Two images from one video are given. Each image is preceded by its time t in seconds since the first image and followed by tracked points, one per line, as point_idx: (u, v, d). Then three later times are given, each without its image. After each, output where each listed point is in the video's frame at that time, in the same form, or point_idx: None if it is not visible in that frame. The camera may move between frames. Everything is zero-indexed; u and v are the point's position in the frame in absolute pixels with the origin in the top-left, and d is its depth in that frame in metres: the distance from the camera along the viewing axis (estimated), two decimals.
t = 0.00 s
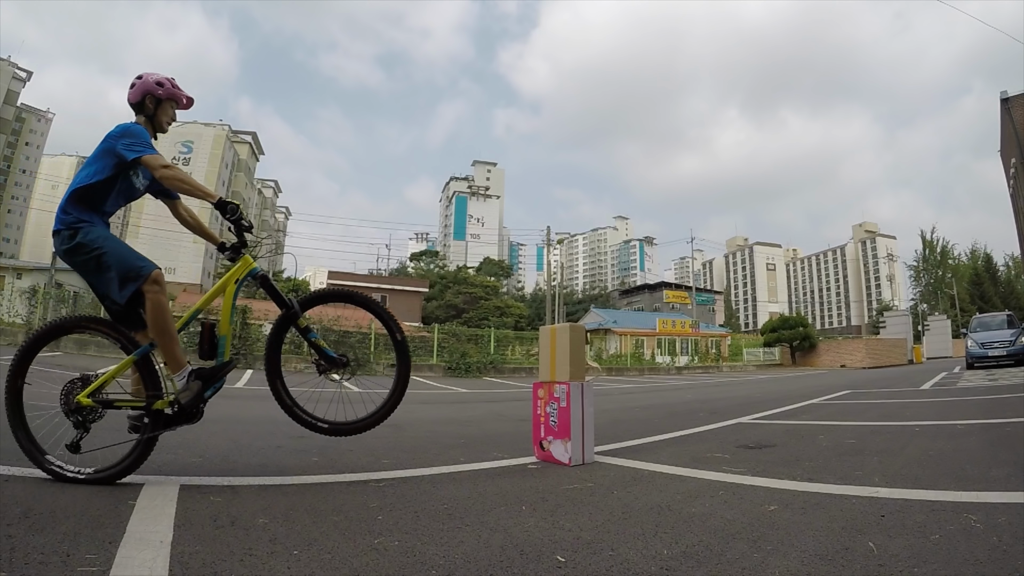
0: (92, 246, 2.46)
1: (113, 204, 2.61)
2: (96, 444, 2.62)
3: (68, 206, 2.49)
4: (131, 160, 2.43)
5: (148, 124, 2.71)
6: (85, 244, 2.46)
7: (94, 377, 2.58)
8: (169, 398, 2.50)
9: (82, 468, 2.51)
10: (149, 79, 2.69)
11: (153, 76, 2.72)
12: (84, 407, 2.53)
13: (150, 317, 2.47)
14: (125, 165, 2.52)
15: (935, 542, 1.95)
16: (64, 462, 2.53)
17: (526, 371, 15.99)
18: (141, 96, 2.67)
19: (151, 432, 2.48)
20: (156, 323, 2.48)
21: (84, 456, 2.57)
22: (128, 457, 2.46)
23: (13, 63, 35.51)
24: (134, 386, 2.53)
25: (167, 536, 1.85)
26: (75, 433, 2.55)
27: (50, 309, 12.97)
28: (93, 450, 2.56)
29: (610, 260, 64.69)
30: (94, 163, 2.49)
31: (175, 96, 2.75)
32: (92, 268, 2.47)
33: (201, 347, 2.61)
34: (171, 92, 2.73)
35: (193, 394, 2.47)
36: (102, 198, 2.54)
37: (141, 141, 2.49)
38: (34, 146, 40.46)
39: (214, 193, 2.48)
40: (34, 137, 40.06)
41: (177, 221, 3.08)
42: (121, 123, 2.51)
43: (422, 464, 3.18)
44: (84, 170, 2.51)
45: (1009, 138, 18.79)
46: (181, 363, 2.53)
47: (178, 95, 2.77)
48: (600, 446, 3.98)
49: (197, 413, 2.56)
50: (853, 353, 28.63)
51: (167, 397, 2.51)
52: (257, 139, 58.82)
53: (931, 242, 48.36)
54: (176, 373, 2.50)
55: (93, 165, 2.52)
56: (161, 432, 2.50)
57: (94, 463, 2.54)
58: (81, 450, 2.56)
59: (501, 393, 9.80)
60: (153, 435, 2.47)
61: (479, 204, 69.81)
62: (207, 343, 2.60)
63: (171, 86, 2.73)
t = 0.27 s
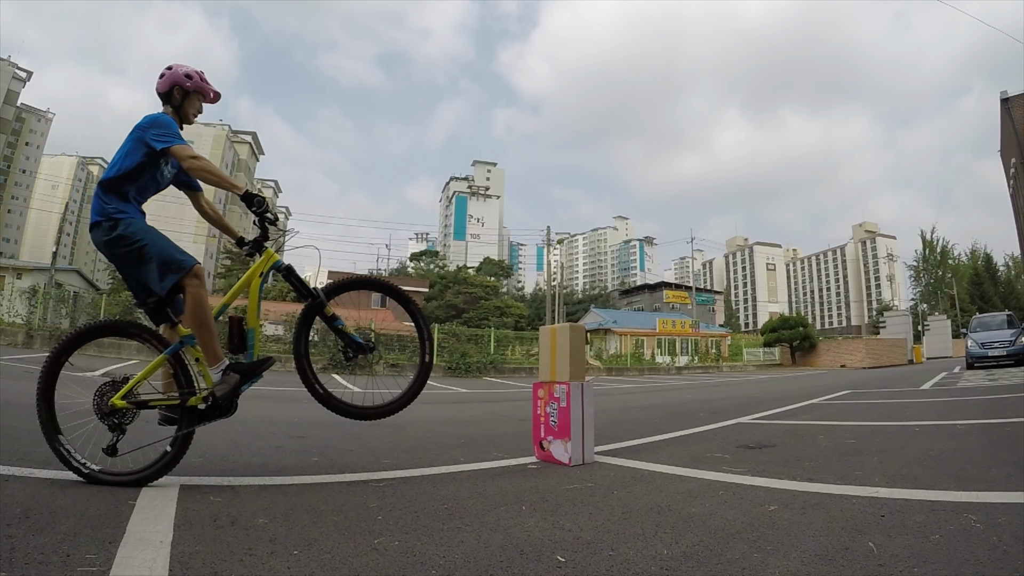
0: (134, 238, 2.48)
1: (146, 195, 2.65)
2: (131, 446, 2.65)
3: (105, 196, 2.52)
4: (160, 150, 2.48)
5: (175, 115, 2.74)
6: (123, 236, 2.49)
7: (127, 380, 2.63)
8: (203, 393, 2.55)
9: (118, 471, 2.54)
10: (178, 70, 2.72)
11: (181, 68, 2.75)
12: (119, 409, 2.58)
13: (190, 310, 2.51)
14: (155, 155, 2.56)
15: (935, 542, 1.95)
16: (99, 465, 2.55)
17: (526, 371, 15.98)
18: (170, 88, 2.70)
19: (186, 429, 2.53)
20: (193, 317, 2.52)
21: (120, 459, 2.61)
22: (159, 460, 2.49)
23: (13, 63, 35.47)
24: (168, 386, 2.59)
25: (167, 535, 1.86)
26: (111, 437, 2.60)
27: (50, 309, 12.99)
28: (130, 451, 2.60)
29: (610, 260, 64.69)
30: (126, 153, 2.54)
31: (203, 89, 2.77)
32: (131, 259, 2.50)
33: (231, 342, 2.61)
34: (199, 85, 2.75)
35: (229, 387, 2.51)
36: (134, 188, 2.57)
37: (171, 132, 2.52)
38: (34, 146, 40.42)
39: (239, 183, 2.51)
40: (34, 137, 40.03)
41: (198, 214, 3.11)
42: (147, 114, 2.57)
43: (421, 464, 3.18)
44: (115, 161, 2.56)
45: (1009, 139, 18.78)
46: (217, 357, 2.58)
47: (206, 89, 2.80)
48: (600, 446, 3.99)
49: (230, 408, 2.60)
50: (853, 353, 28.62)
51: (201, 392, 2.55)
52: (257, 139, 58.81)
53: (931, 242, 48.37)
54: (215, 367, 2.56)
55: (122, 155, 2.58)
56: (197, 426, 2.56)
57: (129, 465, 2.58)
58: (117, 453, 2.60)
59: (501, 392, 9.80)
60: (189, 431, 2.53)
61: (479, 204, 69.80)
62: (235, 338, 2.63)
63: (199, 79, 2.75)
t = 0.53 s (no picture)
0: (187, 226, 2.53)
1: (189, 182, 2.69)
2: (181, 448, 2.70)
3: (154, 181, 2.58)
4: (199, 136, 2.55)
5: (214, 104, 2.80)
6: (171, 222, 2.53)
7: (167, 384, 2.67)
8: (247, 387, 2.64)
9: (167, 471, 2.57)
10: (219, 62, 2.78)
11: (222, 58, 2.81)
12: (164, 411, 2.61)
13: (236, 302, 2.54)
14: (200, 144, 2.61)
15: (934, 542, 1.95)
16: (149, 467, 2.59)
17: (526, 371, 15.97)
18: (211, 77, 2.77)
19: (234, 424, 2.61)
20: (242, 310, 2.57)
21: (171, 460, 2.64)
22: (209, 457, 2.54)
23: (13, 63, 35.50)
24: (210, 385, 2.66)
25: (167, 535, 1.86)
26: (159, 440, 2.63)
27: (50, 309, 12.97)
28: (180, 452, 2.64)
29: (610, 260, 64.69)
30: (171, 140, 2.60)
31: (242, 80, 2.83)
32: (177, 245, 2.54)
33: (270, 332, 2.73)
34: (239, 76, 2.81)
35: (277, 375, 2.60)
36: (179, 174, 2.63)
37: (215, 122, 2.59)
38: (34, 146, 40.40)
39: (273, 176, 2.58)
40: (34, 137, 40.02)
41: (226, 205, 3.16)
42: (187, 102, 2.63)
43: (422, 464, 3.18)
44: (158, 146, 2.62)
45: (1009, 138, 18.78)
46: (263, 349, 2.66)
47: (246, 81, 2.85)
48: (600, 446, 3.98)
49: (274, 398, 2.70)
50: (853, 353, 28.63)
51: (244, 386, 2.64)
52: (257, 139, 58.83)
53: (931, 242, 48.41)
54: (262, 356, 2.61)
55: (165, 141, 2.65)
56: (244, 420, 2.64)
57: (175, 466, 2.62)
58: (167, 454, 2.63)
59: (501, 392, 9.79)
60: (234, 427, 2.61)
61: (479, 204, 69.78)
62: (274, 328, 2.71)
63: (239, 72, 2.81)
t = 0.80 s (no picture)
0: (225, 214, 2.58)
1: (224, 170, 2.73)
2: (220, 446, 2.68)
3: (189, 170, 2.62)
4: (230, 127, 2.59)
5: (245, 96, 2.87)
6: (206, 210, 2.58)
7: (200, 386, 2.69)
8: (279, 380, 2.70)
9: (208, 471, 2.59)
10: (252, 55, 2.84)
11: (255, 52, 2.88)
12: (200, 412, 2.63)
13: (270, 294, 2.61)
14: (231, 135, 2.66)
15: (935, 543, 1.94)
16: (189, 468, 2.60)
17: (526, 371, 15.97)
18: (242, 70, 2.83)
19: (270, 414, 2.72)
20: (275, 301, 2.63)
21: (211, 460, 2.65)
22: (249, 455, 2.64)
23: (13, 63, 35.49)
24: (242, 382, 2.71)
25: (167, 535, 1.85)
26: (197, 441, 2.64)
27: (50, 310, 12.95)
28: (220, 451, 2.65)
29: (610, 260, 64.68)
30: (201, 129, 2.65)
31: (273, 74, 2.89)
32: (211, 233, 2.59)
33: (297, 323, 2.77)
34: (271, 70, 2.88)
35: (312, 365, 2.67)
36: (211, 165, 2.67)
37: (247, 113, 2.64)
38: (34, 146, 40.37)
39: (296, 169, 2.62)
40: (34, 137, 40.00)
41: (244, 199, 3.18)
42: (218, 93, 2.69)
43: (422, 464, 3.18)
44: (192, 137, 2.68)
45: (1009, 138, 18.79)
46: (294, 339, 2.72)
47: (276, 76, 2.92)
48: (600, 446, 3.98)
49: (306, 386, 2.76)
50: (853, 353, 28.64)
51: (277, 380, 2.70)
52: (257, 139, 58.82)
53: (931, 242, 48.44)
54: (297, 347, 2.66)
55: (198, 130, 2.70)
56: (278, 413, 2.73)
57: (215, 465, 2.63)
58: (207, 455, 2.64)
59: (501, 392, 9.79)
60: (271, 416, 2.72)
61: (479, 204, 69.78)
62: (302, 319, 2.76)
63: (270, 66, 2.88)
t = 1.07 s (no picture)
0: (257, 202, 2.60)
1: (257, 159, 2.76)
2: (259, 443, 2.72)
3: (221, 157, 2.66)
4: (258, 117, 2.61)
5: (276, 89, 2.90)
6: (241, 199, 2.61)
7: (231, 388, 2.69)
8: (308, 372, 2.77)
9: (245, 473, 2.63)
10: (286, 49, 2.88)
11: (288, 47, 2.91)
12: (234, 413, 2.65)
13: (300, 285, 2.65)
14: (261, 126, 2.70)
15: (935, 542, 1.95)
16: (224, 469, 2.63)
17: (526, 371, 15.98)
18: (275, 63, 2.86)
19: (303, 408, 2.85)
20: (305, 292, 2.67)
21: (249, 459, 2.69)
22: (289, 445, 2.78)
23: (13, 63, 35.45)
24: (272, 378, 2.76)
25: (167, 535, 1.85)
26: (235, 442, 2.66)
27: (50, 310, 12.92)
28: (259, 449, 2.69)
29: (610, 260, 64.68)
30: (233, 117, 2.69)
31: (304, 70, 2.93)
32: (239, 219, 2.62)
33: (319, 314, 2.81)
34: (303, 66, 2.92)
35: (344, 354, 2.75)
36: (245, 153, 2.71)
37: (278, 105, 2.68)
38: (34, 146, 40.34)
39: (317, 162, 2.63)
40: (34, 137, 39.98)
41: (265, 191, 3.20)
42: (248, 84, 2.73)
43: (423, 464, 3.18)
44: (224, 125, 2.72)
45: (1009, 138, 18.78)
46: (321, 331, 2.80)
47: (307, 71, 2.95)
48: (600, 446, 3.98)
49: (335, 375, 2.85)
50: (853, 353, 28.64)
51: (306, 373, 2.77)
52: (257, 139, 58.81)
53: (931, 242, 48.46)
54: (330, 336, 2.73)
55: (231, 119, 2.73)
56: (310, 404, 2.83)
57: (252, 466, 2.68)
58: (245, 454, 2.67)
59: (501, 392, 9.79)
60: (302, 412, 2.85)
61: (479, 204, 69.77)
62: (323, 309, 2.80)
63: (302, 61, 2.92)
